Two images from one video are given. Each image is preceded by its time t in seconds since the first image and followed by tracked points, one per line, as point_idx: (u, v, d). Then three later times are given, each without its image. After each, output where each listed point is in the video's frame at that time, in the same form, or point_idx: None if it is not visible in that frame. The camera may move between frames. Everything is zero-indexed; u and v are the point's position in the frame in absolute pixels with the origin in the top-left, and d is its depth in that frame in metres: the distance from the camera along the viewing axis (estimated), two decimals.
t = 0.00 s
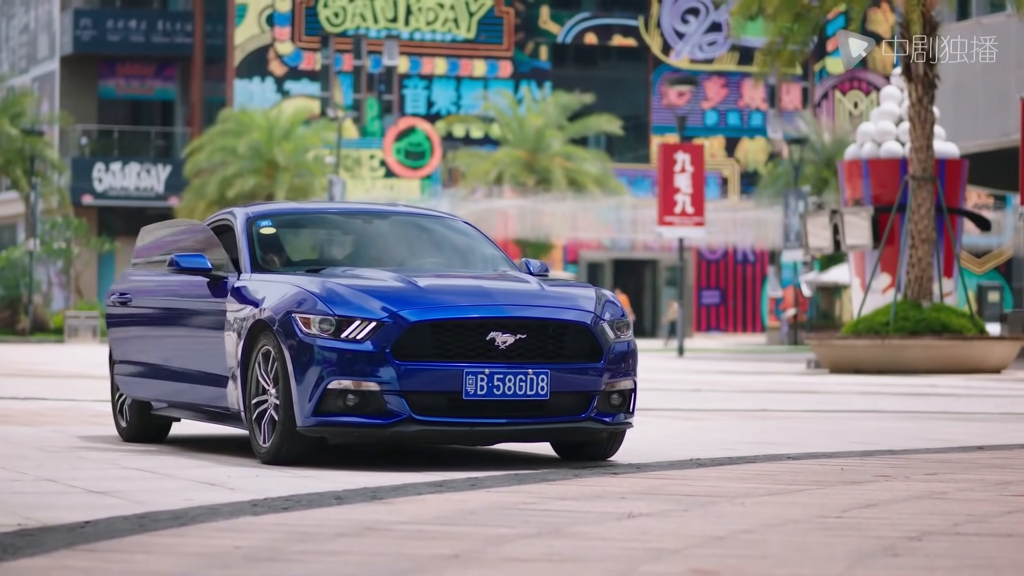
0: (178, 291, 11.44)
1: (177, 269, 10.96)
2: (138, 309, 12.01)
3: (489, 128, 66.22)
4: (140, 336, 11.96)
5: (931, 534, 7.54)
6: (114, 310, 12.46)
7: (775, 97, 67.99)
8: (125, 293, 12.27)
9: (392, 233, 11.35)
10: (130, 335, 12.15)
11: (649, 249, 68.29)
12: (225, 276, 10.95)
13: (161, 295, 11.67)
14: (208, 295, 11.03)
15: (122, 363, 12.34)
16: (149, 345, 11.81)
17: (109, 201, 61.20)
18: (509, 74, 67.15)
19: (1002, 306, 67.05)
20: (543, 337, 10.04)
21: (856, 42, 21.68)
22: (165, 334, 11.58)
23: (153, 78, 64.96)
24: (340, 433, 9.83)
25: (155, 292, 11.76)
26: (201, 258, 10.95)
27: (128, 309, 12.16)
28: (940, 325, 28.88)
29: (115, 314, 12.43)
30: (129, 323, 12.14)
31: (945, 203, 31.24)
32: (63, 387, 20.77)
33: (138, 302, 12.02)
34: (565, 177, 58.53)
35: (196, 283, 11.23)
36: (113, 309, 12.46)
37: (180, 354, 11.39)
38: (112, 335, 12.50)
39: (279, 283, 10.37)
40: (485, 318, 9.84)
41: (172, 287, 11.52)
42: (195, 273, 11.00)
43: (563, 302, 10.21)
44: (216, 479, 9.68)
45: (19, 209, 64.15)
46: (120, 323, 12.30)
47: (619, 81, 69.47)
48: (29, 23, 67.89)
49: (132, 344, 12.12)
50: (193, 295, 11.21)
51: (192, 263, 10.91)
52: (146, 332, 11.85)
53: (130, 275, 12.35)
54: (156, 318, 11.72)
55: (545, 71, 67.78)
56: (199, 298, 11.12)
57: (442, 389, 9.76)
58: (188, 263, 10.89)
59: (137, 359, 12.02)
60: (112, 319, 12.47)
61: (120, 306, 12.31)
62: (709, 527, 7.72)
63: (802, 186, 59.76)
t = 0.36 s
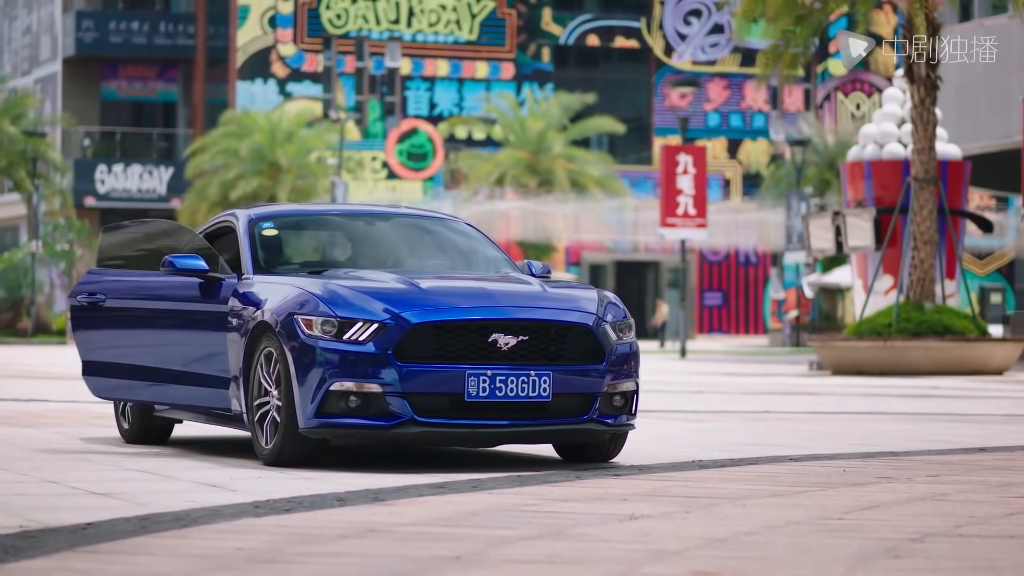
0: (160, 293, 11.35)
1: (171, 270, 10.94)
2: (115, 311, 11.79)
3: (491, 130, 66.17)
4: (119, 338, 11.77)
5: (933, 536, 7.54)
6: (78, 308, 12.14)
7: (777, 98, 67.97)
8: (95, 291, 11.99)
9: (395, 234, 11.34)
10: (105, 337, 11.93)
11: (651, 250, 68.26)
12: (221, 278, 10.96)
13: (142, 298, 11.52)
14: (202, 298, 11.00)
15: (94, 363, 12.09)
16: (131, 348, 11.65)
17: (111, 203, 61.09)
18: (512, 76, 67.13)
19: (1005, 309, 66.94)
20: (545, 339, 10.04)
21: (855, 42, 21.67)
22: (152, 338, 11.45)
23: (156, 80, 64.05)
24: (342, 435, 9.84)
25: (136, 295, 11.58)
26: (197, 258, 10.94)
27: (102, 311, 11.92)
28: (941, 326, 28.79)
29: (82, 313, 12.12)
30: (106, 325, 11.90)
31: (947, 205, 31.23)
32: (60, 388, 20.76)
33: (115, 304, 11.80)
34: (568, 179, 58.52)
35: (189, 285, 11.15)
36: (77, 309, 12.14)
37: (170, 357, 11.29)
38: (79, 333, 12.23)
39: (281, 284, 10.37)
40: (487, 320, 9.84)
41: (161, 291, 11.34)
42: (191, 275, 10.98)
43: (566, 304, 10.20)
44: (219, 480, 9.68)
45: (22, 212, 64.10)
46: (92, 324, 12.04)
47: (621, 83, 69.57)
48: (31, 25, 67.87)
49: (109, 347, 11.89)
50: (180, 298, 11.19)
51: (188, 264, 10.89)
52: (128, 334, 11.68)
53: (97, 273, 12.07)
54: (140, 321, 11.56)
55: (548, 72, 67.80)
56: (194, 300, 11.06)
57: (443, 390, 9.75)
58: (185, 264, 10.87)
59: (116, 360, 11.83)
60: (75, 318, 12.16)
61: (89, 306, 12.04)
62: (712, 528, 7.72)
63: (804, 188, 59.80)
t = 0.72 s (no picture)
0: (162, 295, 11.01)
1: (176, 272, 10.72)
2: (103, 313, 11.32)
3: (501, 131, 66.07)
4: (108, 339, 11.31)
5: (942, 538, 7.53)
6: (53, 309, 11.58)
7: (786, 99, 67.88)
8: (77, 291, 11.48)
9: (404, 236, 11.34)
10: (90, 337, 11.42)
11: (661, 252, 68.15)
12: (225, 279, 10.80)
13: (139, 300, 11.13)
14: (211, 303, 10.77)
15: (72, 364, 11.53)
16: (125, 349, 11.23)
17: (121, 205, 61.00)
18: (521, 78, 67.09)
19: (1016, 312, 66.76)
20: (554, 341, 10.04)
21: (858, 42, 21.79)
22: (153, 339, 11.08)
23: (165, 82, 64.80)
24: (352, 437, 9.84)
25: (130, 296, 11.17)
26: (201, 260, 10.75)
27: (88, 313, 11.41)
28: (951, 328, 28.78)
29: (59, 314, 11.56)
30: (91, 326, 11.40)
31: (957, 206, 31.21)
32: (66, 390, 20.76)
33: (103, 304, 11.32)
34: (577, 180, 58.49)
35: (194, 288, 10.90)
36: (53, 309, 11.57)
37: (176, 358, 10.96)
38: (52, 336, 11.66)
39: (290, 286, 10.36)
40: (496, 322, 9.84)
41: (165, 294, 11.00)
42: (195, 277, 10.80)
43: (575, 305, 10.21)
44: (230, 482, 9.69)
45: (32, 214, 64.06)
46: (71, 326, 11.52)
47: (631, 84, 69.40)
48: (41, 26, 67.91)
49: (94, 348, 11.39)
50: (184, 302, 10.91)
51: (195, 266, 10.69)
52: (120, 335, 11.26)
53: (76, 273, 11.55)
54: (138, 322, 11.16)
55: (558, 74, 67.79)
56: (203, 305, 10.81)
57: (453, 393, 9.76)
58: (192, 265, 10.67)
59: (99, 363, 11.36)
60: (51, 319, 11.58)
61: (68, 307, 11.50)
62: (721, 530, 7.72)
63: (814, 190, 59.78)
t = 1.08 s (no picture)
0: (173, 300, 10.96)
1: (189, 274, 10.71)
2: (110, 314, 11.23)
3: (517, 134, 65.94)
4: (116, 340, 11.22)
5: (960, 540, 7.52)
6: (55, 311, 11.47)
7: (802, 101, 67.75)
8: (81, 293, 11.37)
9: (421, 238, 11.34)
10: (95, 339, 11.33)
11: (677, 254, 68.12)
12: (241, 282, 10.77)
13: (148, 304, 11.07)
14: (225, 311, 10.74)
15: (75, 368, 11.41)
16: (134, 351, 11.16)
17: (138, 208, 61.04)
18: (538, 80, 66.92)
19: None
20: (572, 344, 10.04)
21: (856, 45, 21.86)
22: (162, 340, 11.02)
23: (182, 84, 63.79)
24: (368, 439, 9.85)
25: (138, 299, 11.10)
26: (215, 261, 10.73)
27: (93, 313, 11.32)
28: (969, 331, 28.85)
29: (61, 316, 11.46)
30: (96, 328, 11.31)
31: (974, 210, 31.15)
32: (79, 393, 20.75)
33: (110, 306, 11.23)
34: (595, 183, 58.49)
35: (201, 292, 10.87)
36: (56, 312, 11.46)
37: (189, 358, 10.91)
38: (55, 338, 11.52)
39: (307, 289, 10.35)
40: (512, 324, 9.84)
41: (174, 298, 10.95)
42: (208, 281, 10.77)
43: (593, 308, 10.20)
44: (247, 485, 9.69)
45: (49, 216, 64.07)
46: (76, 329, 11.40)
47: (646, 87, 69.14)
48: (58, 29, 67.94)
49: (100, 350, 11.29)
50: (195, 304, 10.86)
51: (209, 268, 10.68)
52: (127, 336, 11.18)
53: (79, 274, 11.45)
54: (145, 322, 11.09)
55: (574, 77, 67.65)
56: (216, 311, 10.79)
57: (469, 395, 9.77)
58: (205, 268, 10.65)
59: (106, 367, 11.28)
60: (53, 322, 11.48)
61: (72, 308, 11.39)
62: (737, 532, 7.71)
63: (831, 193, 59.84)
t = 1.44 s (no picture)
0: (180, 302, 10.93)
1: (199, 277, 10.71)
2: (116, 317, 11.19)
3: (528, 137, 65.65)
4: (123, 342, 11.18)
5: (970, 543, 7.51)
6: (58, 314, 11.39)
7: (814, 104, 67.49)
8: (84, 296, 11.30)
9: (433, 240, 11.36)
10: (100, 342, 11.28)
11: (689, 256, 68.05)
12: (252, 285, 10.78)
13: (155, 306, 11.04)
14: (236, 314, 10.75)
15: (79, 370, 11.34)
16: (142, 353, 11.11)
17: (149, 211, 60.95)
18: (549, 83, 66.85)
19: None
20: (583, 346, 10.04)
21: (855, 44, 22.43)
22: (170, 343, 10.99)
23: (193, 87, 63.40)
24: (380, 441, 9.85)
25: (146, 302, 11.08)
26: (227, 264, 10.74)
27: (98, 316, 11.27)
28: (979, 334, 28.61)
29: (64, 319, 11.38)
30: (102, 330, 11.26)
31: (985, 212, 31.10)
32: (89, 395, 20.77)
33: (116, 308, 11.19)
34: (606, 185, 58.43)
35: (210, 293, 10.86)
36: (58, 314, 11.37)
37: (198, 360, 10.89)
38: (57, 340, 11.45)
39: (318, 291, 10.37)
40: (524, 327, 9.84)
41: (181, 301, 10.94)
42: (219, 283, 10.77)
43: (603, 311, 10.20)
44: (258, 488, 9.69)
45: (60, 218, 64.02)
46: (79, 331, 11.33)
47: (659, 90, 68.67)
48: (69, 32, 67.89)
49: (105, 353, 11.25)
50: (202, 307, 10.86)
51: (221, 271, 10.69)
52: (135, 339, 11.14)
53: (83, 276, 11.37)
54: (153, 324, 11.07)
55: (585, 79, 67.32)
56: (225, 314, 10.80)
57: (481, 399, 9.77)
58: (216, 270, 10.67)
59: (111, 370, 11.23)
60: (55, 325, 11.39)
61: (76, 311, 11.32)
62: (748, 535, 7.70)
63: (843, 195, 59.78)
